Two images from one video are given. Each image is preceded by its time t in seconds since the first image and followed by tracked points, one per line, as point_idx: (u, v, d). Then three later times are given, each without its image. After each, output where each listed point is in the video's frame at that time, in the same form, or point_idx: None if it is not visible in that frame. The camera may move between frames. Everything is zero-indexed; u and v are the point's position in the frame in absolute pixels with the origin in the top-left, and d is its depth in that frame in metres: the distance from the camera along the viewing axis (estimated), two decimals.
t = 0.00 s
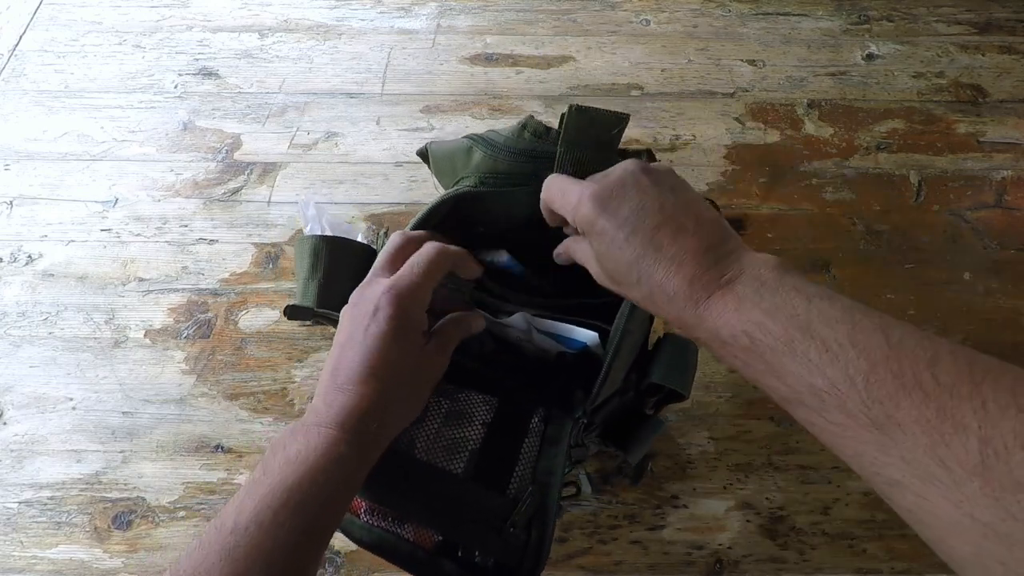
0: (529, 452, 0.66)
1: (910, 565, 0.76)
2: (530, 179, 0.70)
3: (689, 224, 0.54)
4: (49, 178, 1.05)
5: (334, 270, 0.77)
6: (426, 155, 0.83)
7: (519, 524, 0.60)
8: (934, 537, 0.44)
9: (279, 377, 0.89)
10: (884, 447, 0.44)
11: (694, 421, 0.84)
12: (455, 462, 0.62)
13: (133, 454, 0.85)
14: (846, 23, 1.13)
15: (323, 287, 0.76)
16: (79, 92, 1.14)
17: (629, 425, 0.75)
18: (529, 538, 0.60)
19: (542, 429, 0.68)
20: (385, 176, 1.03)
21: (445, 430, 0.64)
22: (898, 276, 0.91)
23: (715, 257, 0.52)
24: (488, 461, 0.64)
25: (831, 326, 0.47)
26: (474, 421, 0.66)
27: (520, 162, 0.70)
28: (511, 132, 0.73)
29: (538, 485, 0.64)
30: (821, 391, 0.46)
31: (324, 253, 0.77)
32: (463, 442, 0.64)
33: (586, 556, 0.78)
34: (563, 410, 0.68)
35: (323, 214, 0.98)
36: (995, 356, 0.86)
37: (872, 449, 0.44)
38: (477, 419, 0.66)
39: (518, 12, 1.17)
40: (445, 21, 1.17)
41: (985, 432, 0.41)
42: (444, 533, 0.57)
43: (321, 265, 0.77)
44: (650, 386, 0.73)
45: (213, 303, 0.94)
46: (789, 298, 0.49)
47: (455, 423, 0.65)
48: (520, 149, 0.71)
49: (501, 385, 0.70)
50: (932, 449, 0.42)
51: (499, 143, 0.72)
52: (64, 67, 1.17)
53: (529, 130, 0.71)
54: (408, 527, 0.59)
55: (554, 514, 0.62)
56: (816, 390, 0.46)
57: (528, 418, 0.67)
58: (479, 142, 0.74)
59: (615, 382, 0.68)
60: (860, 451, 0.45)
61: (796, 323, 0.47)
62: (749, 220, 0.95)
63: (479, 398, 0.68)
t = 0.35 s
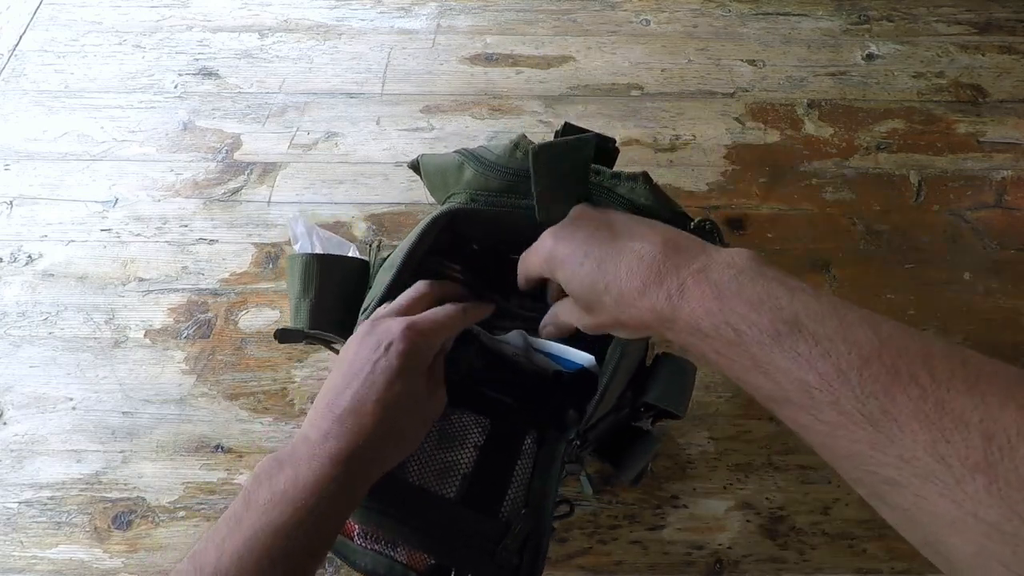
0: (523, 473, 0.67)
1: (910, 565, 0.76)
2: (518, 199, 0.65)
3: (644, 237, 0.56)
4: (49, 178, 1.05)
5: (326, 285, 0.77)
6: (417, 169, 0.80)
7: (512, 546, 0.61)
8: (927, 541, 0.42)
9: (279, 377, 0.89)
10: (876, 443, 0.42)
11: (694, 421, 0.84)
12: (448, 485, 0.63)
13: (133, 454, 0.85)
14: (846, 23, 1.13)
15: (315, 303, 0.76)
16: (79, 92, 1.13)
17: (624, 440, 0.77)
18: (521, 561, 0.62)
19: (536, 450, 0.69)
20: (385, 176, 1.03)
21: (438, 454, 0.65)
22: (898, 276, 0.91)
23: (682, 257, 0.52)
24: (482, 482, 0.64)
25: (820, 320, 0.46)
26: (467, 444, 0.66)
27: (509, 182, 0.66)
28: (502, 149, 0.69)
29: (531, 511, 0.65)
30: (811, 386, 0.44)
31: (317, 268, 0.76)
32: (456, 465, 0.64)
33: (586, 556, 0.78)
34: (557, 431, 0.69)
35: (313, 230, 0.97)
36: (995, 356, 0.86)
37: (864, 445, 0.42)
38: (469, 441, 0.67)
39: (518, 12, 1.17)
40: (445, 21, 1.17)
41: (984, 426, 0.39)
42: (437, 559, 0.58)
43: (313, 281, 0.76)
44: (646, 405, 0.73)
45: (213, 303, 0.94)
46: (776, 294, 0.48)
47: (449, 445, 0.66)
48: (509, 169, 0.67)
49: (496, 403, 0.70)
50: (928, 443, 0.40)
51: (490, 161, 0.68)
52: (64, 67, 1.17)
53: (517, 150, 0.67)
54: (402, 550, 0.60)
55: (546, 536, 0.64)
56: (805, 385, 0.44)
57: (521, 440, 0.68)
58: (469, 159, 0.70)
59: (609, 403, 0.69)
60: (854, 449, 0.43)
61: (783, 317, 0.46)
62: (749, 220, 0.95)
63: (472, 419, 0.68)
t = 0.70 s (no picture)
0: (522, 475, 0.67)
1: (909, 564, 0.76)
2: (527, 203, 0.63)
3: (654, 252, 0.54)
4: (49, 178, 1.05)
5: (327, 291, 0.77)
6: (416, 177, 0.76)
7: (513, 548, 0.61)
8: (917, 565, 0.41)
9: (279, 377, 0.89)
10: (868, 457, 0.42)
11: (694, 421, 0.84)
12: (447, 490, 0.63)
13: (133, 454, 0.85)
14: (846, 23, 1.13)
15: (315, 310, 0.76)
16: (79, 92, 1.13)
17: (624, 439, 0.77)
18: (523, 562, 0.62)
19: (534, 453, 0.69)
20: (385, 176, 1.03)
21: (436, 460, 0.65)
22: (898, 276, 0.91)
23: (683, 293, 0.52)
24: (480, 486, 0.64)
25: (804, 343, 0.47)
26: (465, 447, 0.67)
27: (515, 188, 0.63)
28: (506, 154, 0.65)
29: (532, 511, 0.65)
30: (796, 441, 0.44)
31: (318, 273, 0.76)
32: (455, 470, 0.65)
33: (586, 556, 0.78)
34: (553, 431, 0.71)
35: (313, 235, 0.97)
36: (995, 356, 0.86)
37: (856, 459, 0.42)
38: (467, 444, 0.67)
39: (518, 12, 1.17)
40: (445, 21, 1.17)
41: (955, 480, 0.40)
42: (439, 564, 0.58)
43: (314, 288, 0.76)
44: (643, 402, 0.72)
45: (213, 303, 0.94)
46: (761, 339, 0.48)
47: (447, 450, 0.66)
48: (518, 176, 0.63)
49: (493, 407, 0.71)
50: (917, 454, 0.41)
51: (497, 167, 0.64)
52: (64, 67, 1.17)
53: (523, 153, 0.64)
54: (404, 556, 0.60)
55: (549, 536, 0.63)
56: (789, 437, 0.44)
57: (518, 443, 0.69)
58: (471, 164, 0.66)
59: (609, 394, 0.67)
60: (833, 499, 0.43)
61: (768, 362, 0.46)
62: (749, 219, 0.95)
63: (469, 423, 0.69)
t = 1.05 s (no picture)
0: (546, 453, 0.68)
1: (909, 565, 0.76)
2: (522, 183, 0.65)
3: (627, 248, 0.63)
4: (49, 178, 1.05)
5: (331, 293, 0.77)
6: (412, 168, 0.78)
7: (547, 523, 0.60)
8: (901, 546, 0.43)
9: (279, 377, 0.89)
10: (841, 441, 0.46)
11: (694, 421, 0.84)
12: (473, 472, 0.64)
13: (133, 454, 0.85)
14: (846, 23, 1.13)
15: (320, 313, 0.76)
16: (79, 92, 1.13)
17: (635, 411, 0.76)
18: (557, 536, 0.60)
19: (556, 429, 0.70)
20: (385, 176, 1.03)
21: (460, 442, 0.66)
22: (898, 276, 0.91)
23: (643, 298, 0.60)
24: (504, 468, 0.65)
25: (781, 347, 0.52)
26: (488, 428, 0.68)
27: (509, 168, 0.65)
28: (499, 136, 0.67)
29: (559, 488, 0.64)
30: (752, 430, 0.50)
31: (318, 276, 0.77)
32: (478, 452, 0.66)
33: (586, 556, 0.78)
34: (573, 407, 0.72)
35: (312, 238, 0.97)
36: (995, 356, 0.86)
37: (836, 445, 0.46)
38: (490, 426, 0.68)
39: (518, 12, 1.17)
40: (445, 21, 1.17)
41: (903, 459, 0.43)
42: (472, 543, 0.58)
43: (315, 292, 0.77)
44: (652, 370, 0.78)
45: (213, 303, 0.94)
46: (720, 338, 0.54)
47: (469, 433, 0.67)
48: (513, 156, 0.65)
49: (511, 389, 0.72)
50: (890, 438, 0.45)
51: (491, 148, 0.66)
52: (64, 67, 1.17)
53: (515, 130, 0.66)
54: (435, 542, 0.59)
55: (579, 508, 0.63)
56: (750, 429, 0.50)
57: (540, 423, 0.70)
58: (466, 148, 0.68)
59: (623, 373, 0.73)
60: (803, 481, 0.48)
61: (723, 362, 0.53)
62: (749, 219, 0.95)
63: (489, 404, 0.70)
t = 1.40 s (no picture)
0: (534, 471, 0.67)
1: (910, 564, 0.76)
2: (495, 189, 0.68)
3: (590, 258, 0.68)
4: (49, 178, 1.05)
5: (320, 302, 0.77)
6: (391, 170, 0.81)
7: (529, 544, 0.61)
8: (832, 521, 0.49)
9: (279, 377, 0.89)
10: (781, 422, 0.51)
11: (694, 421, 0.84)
12: (461, 490, 0.63)
13: (133, 454, 0.85)
14: (846, 23, 1.13)
15: (310, 322, 0.76)
16: (79, 92, 1.13)
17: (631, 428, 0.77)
18: (541, 557, 0.61)
19: (546, 447, 0.69)
20: (385, 176, 1.03)
21: (449, 459, 0.65)
22: (898, 275, 0.91)
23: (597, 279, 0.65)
24: (493, 484, 0.65)
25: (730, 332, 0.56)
26: (477, 445, 0.67)
27: (485, 175, 0.69)
28: (473, 143, 0.71)
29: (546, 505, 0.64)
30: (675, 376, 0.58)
31: (307, 286, 0.77)
32: (467, 469, 0.65)
33: (586, 556, 0.78)
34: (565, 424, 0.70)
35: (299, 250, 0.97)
36: (996, 356, 0.86)
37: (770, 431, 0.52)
38: (479, 442, 0.67)
39: (518, 12, 1.17)
40: (445, 21, 1.17)
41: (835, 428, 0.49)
42: (457, 562, 0.58)
43: (304, 302, 0.77)
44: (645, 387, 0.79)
45: (213, 303, 0.94)
46: (659, 303, 0.61)
47: (458, 450, 0.66)
48: (485, 163, 0.69)
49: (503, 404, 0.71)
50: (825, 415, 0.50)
51: (465, 155, 0.70)
52: (64, 67, 1.17)
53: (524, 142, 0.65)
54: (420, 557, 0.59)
55: (563, 530, 0.63)
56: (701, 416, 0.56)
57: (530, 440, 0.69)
58: (442, 154, 0.71)
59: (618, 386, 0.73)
60: (709, 425, 0.56)
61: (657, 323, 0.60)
62: (749, 219, 0.95)
63: (480, 420, 0.69)
